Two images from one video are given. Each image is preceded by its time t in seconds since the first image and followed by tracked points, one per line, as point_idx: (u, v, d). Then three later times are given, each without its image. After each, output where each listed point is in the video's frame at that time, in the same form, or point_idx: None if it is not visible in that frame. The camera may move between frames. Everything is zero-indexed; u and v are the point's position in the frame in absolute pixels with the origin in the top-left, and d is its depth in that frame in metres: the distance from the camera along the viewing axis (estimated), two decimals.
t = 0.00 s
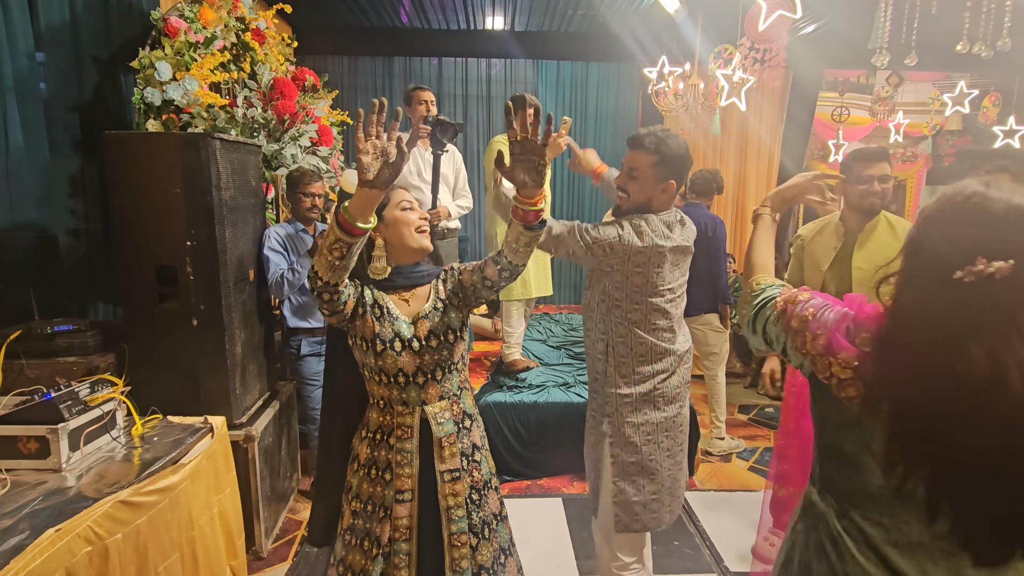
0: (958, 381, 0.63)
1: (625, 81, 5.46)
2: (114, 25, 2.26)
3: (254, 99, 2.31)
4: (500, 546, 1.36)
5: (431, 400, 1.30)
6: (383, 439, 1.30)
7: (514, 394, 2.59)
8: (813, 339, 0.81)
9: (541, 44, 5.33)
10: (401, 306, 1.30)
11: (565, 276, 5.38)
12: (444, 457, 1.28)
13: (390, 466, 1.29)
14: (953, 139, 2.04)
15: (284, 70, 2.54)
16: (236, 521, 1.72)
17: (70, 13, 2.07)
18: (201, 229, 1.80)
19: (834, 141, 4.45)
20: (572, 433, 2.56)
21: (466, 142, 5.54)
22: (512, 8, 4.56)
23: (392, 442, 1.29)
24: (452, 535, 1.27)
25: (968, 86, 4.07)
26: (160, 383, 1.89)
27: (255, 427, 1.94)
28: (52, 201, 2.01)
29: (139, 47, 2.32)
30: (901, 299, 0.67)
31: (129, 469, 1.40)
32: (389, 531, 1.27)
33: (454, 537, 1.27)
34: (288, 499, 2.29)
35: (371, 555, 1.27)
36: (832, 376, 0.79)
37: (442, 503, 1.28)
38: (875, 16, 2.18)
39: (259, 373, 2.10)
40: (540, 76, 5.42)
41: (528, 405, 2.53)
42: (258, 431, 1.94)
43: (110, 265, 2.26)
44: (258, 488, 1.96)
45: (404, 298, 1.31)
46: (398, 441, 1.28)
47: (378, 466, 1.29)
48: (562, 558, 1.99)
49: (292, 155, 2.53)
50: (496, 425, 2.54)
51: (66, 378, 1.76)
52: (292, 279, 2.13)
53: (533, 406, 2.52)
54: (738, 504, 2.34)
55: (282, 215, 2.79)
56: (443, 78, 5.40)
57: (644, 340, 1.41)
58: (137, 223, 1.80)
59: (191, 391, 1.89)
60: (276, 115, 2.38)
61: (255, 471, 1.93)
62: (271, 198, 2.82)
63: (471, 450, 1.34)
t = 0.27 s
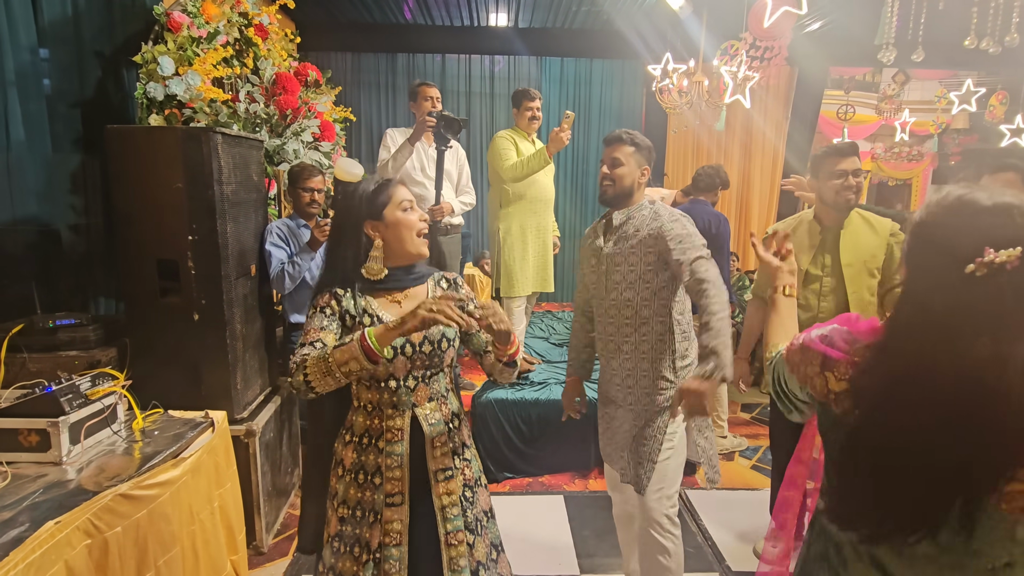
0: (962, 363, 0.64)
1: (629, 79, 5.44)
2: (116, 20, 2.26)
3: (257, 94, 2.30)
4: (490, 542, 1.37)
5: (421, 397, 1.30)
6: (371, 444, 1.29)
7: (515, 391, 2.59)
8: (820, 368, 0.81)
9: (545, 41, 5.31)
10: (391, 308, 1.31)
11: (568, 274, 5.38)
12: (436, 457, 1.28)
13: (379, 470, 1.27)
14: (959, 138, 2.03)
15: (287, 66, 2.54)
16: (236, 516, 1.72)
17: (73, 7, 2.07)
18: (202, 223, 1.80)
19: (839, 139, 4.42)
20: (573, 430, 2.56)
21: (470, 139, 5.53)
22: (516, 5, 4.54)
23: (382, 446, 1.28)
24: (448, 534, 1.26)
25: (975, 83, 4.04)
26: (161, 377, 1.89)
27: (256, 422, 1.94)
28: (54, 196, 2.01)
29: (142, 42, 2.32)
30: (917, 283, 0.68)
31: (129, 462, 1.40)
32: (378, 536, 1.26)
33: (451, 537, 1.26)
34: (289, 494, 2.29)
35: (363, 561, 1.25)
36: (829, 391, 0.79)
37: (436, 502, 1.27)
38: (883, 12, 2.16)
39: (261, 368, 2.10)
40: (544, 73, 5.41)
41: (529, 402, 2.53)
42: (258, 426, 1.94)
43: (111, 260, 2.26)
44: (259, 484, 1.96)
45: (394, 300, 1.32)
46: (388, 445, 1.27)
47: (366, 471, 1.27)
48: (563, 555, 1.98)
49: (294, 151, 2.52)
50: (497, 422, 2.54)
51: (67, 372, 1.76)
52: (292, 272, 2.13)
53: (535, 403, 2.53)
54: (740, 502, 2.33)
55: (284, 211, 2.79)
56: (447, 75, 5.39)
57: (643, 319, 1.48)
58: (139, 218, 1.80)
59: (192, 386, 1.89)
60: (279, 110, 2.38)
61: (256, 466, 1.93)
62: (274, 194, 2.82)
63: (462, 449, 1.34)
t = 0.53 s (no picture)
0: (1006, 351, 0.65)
1: (633, 80, 5.46)
2: (125, 21, 2.28)
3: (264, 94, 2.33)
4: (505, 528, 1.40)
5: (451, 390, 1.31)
6: (403, 438, 1.26)
7: (520, 390, 2.60)
8: (824, 346, 0.81)
9: (549, 42, 5.33)
10: (424, 302, 1.29)
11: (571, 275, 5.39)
12: (461, 442, 1.31)
13: (413, 465, 1.25)
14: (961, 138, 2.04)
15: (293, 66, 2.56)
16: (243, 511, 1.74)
17: (83, 8, 2.09)
18: (211, 221, 1.82)
19: (842, 140, 4.44)
20: (577, 429, 2.57)
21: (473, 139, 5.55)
22: (520, 5, 4.56)
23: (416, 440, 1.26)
24: (481, 513, 1.30)
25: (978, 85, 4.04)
26: (170, 374, 1.91)
27: (263, 419, 1.96)
28: (63, 195, 2.04)
29: (150, 42, 2.35)
30: (935, 275, 0.69)
31: (140, 457, 1.42)
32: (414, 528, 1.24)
33: (484, 515, 1.30)
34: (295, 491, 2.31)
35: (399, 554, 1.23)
36: (842, 379, 0.79)
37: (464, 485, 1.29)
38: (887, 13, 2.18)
39: (267, 366, 2.12)
40: (547, 74, 5.42)
41: (533, 401, 2.54)
42: (265, 422, 1.96)
43: (119, 258, 2.28)
44: (266, 480, 1.98)
45: (427, 295, 1.31)
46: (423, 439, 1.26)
47: (397, 467, 1.25)
48: (566, 552, 2.00)
49: (300, 150, 2.55)
50: (501, 421, 2.55)
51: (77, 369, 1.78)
52: (301, 271, 2.15)
53: (539, 403, 2.54)
54: (742, 501, 2.35)
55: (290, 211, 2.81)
56: (451, 76, 5.41)
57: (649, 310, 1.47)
58: (148, 216, 1.82)
59: (200, 383, 1.91)
60: (285, 109, 2.39)
61: (263, 462, 1.95)
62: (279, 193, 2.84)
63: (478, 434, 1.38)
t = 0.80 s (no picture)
0: (994, 363, 0.67)
1: (637, 84, 5.46)
2: (131, 24, 2.30)
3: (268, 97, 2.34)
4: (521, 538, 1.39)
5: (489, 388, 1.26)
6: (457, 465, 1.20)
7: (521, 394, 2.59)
8: (802, 333, 0.82)
9: (553, 46, 5.34)
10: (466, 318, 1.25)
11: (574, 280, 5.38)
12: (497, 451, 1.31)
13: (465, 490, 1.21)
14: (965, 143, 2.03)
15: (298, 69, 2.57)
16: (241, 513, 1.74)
17: (90, 11, 2.11)
18: (213, 223, 1.83)
19: (848, 146, 4.42)
20: (578, 434, 2.56)
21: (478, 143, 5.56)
22: (525, 10, 4.57)
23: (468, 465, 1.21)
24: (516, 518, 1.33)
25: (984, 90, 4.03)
26: (170, 375, 1.92)
27: (262, 420, 1.96)
28: (67, 197, 2.05)
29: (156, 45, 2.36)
30: (915, 281, 0.70)
31: (138, 457, 1.42)
32: (470, 554, 1.22)
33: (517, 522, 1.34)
34: (294, 493, 2.30)
35: None
36: (819, 366, 0.81)
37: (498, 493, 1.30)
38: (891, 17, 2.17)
39: (268, 367, 2.12)
40: (552, 78, 5.43)
41: (534, 404, 2.53)
42: (265, 424, 1.96)
43: (122, 259, 2.29)
44: (264, 481, 1.98)
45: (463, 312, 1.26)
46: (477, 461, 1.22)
47: (451, 496, 1.20)
48: (565, 558, 1.98)
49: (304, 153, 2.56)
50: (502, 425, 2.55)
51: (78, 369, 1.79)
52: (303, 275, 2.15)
53: (541, 407, 2.53)
54: (744, 508, 2.32)
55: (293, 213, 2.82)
56: (455, 80, 5.42)
57: (653, 314, 1.46)
58: (150, 217, 1.83)
59: (201, 384, 1.92)
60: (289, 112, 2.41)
61: (262, 463, 1.95)
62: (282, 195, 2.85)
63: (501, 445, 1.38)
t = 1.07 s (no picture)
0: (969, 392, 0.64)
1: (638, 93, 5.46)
2: (128, 29, 2.28)
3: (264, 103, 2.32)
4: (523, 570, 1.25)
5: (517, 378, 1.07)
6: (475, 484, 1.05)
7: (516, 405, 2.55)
8: (783, 408, 0.84)
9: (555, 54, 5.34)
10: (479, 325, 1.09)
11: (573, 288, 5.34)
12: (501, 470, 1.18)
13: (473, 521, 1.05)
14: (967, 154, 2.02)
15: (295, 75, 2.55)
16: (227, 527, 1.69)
17: (85, 15, 2.09)
18: (203, 230, 1.80)
19: (848, 156, 4.41)
20: (574, 446, 2.52)
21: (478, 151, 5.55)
22: (526, 18, 4.57)
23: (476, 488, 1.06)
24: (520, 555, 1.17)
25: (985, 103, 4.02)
26: (158, 384, 1.88)
27: (251, 432, 1.92)
28: (57, 202, 2.02)
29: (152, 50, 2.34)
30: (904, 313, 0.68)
31: (120, 471, 1.38)
32: None
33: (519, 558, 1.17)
34: (283, 506, 2.26)
35: None
36: (806, 442, 0.80)
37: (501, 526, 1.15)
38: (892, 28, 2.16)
39: (258, 377, 2.09)
40: (553, 86, 5.43)
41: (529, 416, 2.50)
42: (253, 436, 1.92)
43: (113, 265, 2.26)
44: (252, 494, 1.94)
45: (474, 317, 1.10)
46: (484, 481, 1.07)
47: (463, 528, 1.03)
48: None
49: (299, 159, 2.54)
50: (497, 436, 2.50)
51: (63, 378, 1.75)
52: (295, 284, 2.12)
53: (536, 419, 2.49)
54: (744, 525, 2.27)
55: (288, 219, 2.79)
56: (456, 87, 5.42)
57: (655, 339, 1.42)
58: (140, 224, 1.80)
59: (188, 394, 1.88)
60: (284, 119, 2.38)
61: (250, 476, 1.91)
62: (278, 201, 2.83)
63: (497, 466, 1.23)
